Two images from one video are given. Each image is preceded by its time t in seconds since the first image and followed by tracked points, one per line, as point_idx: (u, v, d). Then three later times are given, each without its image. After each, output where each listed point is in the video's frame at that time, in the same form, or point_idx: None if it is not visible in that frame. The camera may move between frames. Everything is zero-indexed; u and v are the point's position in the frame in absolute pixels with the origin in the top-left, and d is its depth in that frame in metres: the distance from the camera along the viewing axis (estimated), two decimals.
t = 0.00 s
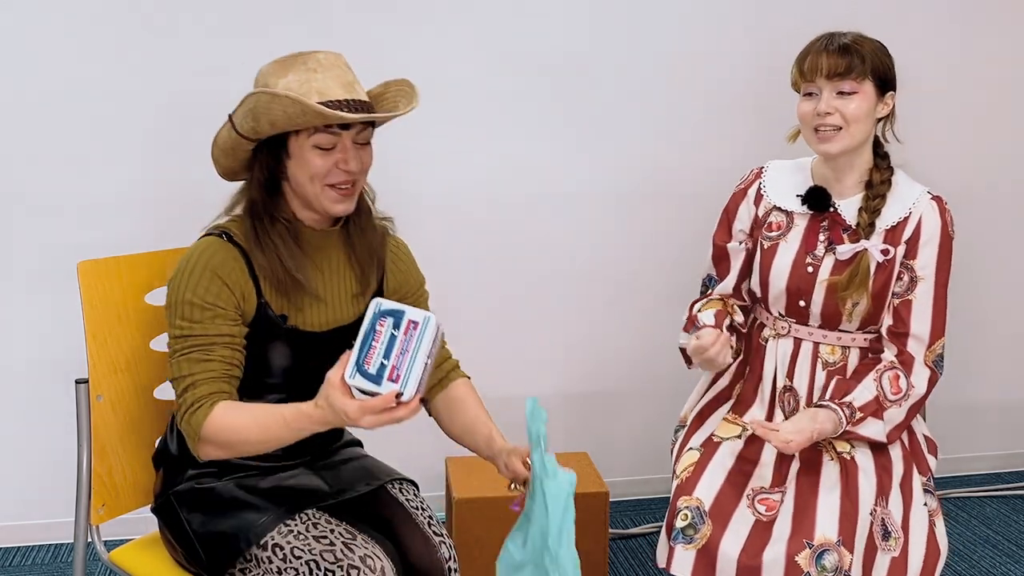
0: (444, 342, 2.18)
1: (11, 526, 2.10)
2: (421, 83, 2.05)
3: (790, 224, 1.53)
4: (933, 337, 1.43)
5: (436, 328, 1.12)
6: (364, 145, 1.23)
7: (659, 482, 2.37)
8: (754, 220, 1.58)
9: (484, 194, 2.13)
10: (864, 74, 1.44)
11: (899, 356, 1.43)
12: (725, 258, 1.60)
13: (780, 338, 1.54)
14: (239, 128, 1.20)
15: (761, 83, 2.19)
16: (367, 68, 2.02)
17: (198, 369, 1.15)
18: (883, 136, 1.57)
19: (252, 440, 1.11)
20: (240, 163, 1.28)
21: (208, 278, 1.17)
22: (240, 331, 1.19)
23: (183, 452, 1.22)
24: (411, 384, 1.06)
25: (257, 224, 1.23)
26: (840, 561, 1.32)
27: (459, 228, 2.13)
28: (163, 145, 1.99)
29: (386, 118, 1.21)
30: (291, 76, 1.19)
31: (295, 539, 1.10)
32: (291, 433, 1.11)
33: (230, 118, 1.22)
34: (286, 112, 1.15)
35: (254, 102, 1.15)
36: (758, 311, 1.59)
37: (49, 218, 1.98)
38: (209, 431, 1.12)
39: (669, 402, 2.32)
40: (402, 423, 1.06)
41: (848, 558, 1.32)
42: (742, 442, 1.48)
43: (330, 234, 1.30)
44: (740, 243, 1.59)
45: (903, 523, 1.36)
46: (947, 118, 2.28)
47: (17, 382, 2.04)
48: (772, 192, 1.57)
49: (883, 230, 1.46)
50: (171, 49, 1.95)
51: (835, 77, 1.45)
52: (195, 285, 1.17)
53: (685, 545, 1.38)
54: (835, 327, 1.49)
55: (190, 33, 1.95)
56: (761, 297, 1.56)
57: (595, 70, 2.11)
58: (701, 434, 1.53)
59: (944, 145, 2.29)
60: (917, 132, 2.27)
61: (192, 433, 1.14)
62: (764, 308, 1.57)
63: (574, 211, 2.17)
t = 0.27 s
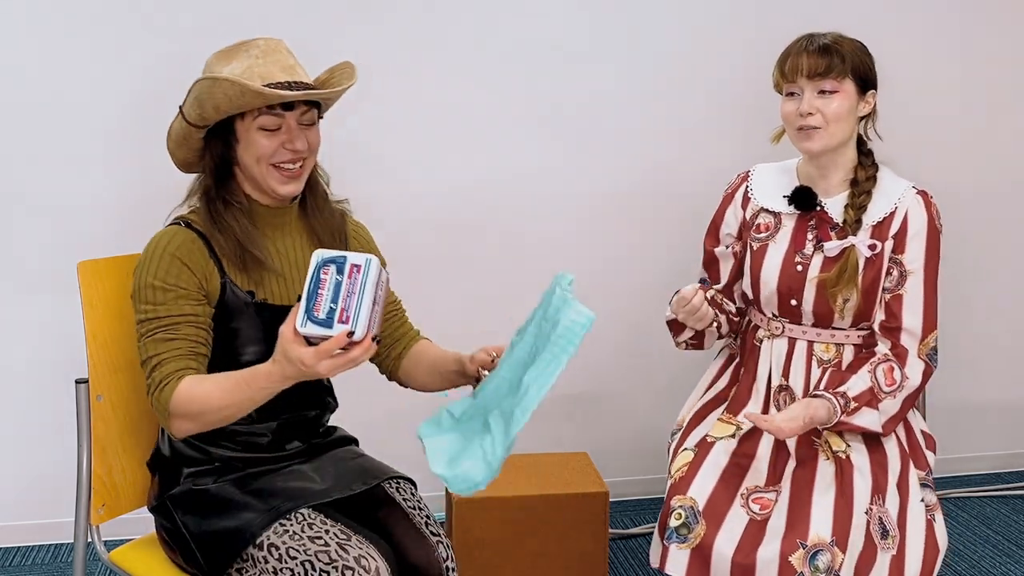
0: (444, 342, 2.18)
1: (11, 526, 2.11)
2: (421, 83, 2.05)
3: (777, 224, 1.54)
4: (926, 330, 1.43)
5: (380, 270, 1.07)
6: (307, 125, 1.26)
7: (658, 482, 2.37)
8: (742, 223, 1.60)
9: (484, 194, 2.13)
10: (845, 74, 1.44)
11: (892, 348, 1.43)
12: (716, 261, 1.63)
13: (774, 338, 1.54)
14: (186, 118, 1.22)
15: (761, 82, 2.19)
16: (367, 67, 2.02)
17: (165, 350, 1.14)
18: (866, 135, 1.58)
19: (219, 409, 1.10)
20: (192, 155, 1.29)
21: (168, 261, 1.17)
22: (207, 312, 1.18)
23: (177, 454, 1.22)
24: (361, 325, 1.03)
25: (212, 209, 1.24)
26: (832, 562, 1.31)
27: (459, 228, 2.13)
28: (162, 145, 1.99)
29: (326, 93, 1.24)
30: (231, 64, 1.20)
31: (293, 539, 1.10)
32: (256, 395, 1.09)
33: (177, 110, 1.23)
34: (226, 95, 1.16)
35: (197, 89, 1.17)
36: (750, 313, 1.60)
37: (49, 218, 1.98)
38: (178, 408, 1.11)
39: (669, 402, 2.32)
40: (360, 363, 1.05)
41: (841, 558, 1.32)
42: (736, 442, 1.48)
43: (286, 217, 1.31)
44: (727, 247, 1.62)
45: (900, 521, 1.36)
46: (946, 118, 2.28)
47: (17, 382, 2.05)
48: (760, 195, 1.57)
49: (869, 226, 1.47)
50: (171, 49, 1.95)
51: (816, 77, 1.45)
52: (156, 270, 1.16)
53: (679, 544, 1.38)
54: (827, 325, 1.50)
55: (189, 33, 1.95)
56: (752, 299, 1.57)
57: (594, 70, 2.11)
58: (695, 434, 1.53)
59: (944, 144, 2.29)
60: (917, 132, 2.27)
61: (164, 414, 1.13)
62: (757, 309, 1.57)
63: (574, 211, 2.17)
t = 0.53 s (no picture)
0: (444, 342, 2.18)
1: (11, 526, 2.11)
2: (421, 83, 2.05)
3: (775, 225, 1.54)
4: (929, 327, 1.43)
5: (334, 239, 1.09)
6: (262, 122, 1.27)
7: (658, 482, 2.37)
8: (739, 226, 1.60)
9: (484, 194, 2.12)
10: (832, 70, 1.45)
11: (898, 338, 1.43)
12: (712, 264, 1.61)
13: (775, 339, 1.54)
14: (145, 123, 1.23)
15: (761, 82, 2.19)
16: (367, 67, 2.02)
17: (136, 344, 1.13)
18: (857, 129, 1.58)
19: (192, 393, 1.07)
20: (151, 156, 1.30)
21: (136, 258, 1.16)
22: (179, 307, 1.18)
23: (172, 454, 1.22)
24: (320, 287, 1.03)
25: (174, 207, 1.25)
26: (832, 564, 1.32)
27: (459, 228, 2.13)
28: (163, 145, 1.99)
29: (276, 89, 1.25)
30: (184, 67, 1.21)
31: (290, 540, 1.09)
32: (225, 375, 1.07)
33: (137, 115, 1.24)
34: (177, 97, 1.17)
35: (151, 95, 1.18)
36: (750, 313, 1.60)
37: (49, 218, 1.98)
38: (152, 398, 1.09)
39: (668, 402, 2.32)
40: (324, 329, 1.04)
41: (840, 560, 1.32)
42: (735, 443, 1.49)
43: (248, 211, 1.34)
44: (724, 249, 1.62)
45: (898, 522, 1.36)
46: (946, 118, 2.28)
47: (17, 382, 2.04)
48: (756, 195, 1.58)
49: (868, 223, 1.47)
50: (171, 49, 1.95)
51: (805, 75, 1.45)
52: (123, 267, 1.16)
53: (679, 545, 1.38)
54: (828, 324, 1.50)
55: (190, 33, 1.95)
56: (752, 300, 1.57)
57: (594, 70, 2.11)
58: (695, 435, 1.53)
59: (944, 144, 2.29)
60: (917, 132, 2.27)
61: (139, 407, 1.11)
62: (757, 310, 1.57)
63: (574, 211, 2.17)
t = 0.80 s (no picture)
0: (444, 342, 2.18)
1: (11, 526, 2.11)
2: (421, 83, 2.05)
3: (772, 226, 1.54)
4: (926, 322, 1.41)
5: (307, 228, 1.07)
6: (233, 125, 1.26)
7: (658, 482, 2.37)
8: (737, 226, 1.60)
9: (484, 194, 2.13)
10: (830, 72, 1.45)
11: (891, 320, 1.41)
12: (713, 266, 1.60)
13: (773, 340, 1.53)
14: (118, 133, 1.23)
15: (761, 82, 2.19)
16: (368, 67, 2.02)
17: (118, 348, 1.12)
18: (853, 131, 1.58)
19: (176, 392, 1.06)
20: (126, 161, 1.30)
21: (116, 263, 1.16)
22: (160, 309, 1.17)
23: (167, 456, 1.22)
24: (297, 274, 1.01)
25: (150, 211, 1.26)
26: (831, 564, 1.32)
27: (459, 228, 2.13)
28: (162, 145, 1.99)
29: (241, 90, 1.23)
30: (153, 74, 1.21)
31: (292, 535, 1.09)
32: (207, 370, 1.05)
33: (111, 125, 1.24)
34: (145, 104, 1.16)
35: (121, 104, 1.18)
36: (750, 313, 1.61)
37: (49, 218, 1.98)
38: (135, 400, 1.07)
39: (669, 402, 2.32)
40: (301, 317, 1.03)
41: (839, 560, 1.32)
42: (735, 442, 1.49)
43: (225, 212, 1.34)
44: (725, 250, 1.60)
45: (897, 522, 1.36)
46: (946, 118, 2.28)
47: (18, 382, 2.05)
48: (751, 196, 1.57)
49: (862, 223, 1.46)
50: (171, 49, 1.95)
51: (801, 76, 1.45)
52: (104, 272, 1.15)
53: (678, 543, 1.38)
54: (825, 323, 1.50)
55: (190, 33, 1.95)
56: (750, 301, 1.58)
57: (594, 70, 2.11)
58: (694, 434, 1.53)
59: (944, 144, 2.29)
60: (917, 132, 2.27)
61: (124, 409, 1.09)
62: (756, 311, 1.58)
63: (574, 211, 2.17)
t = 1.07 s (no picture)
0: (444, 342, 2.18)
1: (10, 526, 2.11)
2: (422, 83, 2.05)
3: (771, 226, 1.54)
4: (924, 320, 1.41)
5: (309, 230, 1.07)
6: (231, 125, 1.27)
7: (658, 482, 2.37)
8: (737, 226, 1.60)
9: (484, 194, 2.13)
10: (834, 74, 1.44)
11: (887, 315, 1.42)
12: (713, 266, 1.60)
13: (773, 340, 1.54)
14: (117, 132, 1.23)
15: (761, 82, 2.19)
16: (367, 67, 2.02)
17: (114, 342, 1.11)
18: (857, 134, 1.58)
19: (171, 387, 1.05)
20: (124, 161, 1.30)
21: (115, 258, 1.16)
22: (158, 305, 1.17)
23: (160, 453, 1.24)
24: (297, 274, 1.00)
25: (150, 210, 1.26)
26: (831, 564, 1.31)
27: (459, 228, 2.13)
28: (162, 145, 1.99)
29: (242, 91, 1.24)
30: (153, 74, 1.22)
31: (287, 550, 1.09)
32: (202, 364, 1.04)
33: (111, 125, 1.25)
34: (144, 102, 1.17)
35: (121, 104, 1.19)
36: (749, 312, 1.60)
37: (48, 218, 1.98)
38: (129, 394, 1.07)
39: (668, 402, 2.32)
40: (300, 316, 1.02)
41: (839, 560, 1.31)
42: (735, 442, 1.49)
43: (224, 210, 1.35)
44: (725, 250, 1.60)
45: (897, 522, 1.36)
46: (946, 118, 2.28)
47: (17, 382, 2.05)
48: (750, 196, 1.57)
49: (861, 223, 1.47)
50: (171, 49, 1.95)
51: (803, 76, 1.45)
52: (104, 267, 1.16)
53: (677, 543, 1.38)
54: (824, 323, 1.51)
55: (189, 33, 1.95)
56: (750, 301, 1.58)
57: (594, 69, 2.11)
58: (693, 434, 1.53)
59: (944, 144, 2.29)
60: (917, 131, 2.27)
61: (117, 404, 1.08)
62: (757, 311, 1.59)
63: (574, 211, 2.17)
